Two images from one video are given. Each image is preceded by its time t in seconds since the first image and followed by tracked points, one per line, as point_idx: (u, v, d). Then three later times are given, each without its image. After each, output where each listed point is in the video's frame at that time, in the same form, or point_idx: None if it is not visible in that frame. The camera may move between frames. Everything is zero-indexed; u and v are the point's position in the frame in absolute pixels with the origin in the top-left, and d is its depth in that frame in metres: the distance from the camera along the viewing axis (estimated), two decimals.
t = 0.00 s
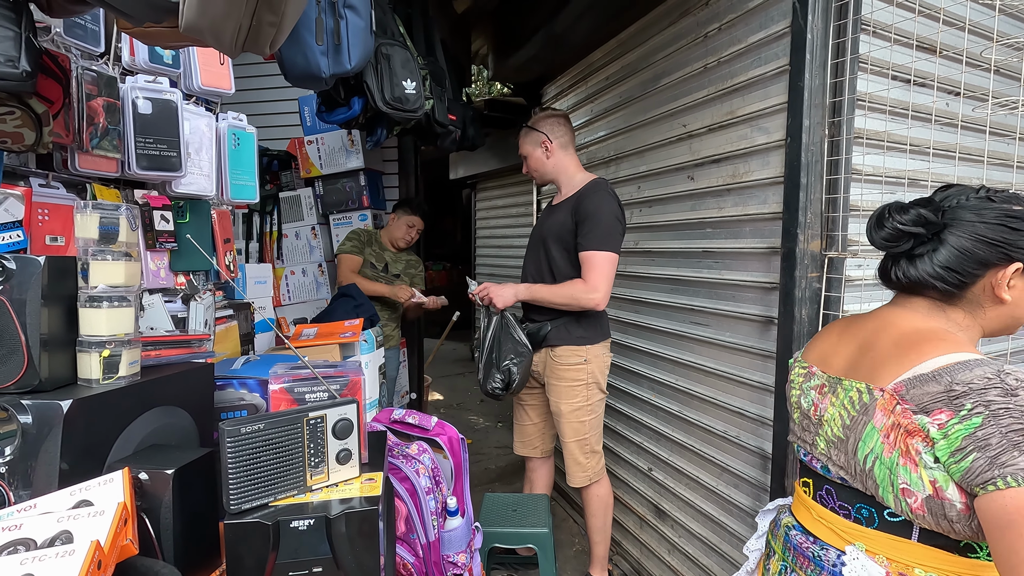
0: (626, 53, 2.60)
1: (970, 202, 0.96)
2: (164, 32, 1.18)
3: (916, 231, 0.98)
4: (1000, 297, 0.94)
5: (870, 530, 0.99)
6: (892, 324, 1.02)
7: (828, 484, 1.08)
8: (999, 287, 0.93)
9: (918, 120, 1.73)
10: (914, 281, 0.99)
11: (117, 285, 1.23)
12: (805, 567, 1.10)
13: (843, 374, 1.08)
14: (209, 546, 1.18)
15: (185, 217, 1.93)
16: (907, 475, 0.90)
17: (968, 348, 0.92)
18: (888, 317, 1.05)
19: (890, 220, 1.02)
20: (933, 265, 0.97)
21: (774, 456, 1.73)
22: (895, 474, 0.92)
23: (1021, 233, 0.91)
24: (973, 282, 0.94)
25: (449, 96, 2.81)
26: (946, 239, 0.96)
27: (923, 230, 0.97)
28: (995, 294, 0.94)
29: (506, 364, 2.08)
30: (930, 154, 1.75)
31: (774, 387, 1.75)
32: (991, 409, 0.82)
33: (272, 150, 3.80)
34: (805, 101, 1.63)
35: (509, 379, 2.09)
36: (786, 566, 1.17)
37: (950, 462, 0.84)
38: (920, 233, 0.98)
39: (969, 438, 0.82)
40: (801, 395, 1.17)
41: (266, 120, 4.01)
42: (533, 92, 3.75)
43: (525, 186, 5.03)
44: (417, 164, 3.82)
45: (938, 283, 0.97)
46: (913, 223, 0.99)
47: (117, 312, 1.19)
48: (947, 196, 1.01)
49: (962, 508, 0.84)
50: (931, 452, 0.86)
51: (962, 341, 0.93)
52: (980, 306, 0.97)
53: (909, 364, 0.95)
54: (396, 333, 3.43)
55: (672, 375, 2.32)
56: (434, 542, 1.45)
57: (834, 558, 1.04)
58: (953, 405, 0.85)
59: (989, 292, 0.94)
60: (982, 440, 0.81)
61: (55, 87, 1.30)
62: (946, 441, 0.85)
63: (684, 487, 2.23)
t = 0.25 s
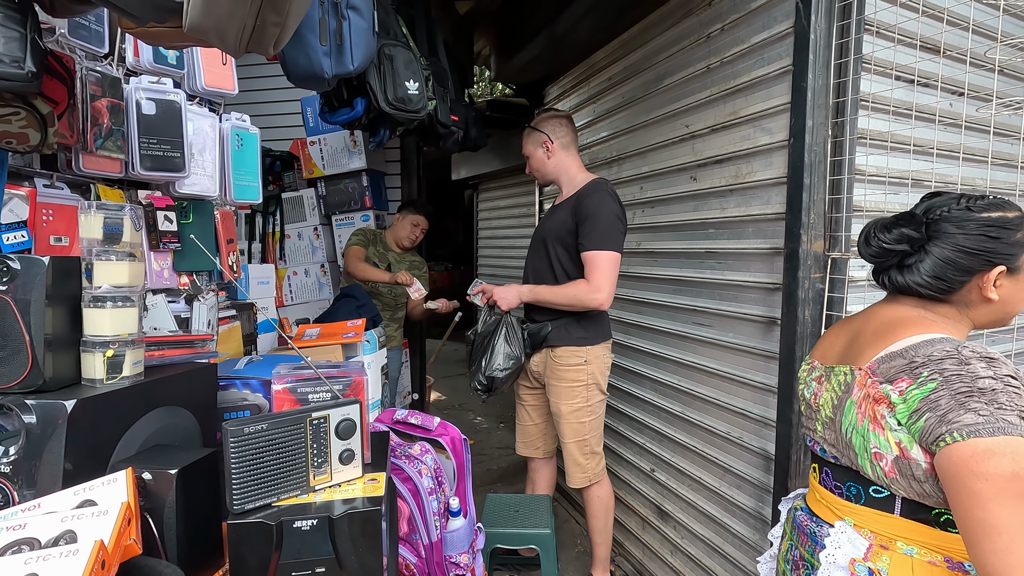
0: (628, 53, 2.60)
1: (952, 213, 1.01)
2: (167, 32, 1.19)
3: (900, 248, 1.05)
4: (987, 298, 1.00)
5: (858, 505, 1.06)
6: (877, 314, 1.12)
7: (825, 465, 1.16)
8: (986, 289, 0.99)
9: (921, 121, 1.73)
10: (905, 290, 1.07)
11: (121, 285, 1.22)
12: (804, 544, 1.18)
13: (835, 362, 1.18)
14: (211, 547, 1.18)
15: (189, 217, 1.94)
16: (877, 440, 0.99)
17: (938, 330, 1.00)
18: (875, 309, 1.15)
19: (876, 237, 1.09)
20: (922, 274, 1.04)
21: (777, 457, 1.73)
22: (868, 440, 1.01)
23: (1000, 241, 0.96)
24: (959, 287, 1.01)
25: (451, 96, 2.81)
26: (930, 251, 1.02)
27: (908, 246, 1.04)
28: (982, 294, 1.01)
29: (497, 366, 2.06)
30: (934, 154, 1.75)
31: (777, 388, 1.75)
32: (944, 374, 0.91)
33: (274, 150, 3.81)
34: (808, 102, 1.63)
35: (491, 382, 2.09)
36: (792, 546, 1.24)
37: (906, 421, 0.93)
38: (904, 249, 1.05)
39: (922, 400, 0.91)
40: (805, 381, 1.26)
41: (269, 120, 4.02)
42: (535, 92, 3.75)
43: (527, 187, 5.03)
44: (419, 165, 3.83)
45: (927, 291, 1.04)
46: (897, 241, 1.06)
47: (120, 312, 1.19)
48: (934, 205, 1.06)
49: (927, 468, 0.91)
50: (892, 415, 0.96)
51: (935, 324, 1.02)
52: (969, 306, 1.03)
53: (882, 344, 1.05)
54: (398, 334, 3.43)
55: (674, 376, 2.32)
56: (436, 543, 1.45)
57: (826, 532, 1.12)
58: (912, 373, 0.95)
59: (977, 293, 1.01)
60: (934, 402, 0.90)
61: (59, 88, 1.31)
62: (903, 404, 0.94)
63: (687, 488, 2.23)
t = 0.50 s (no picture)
0: (631, 53, 2.59)
1: (956, 211, 1.03)
2: (170, 32, 1.19)
3: (906, 247, 1.08)
4: (995, 291, 1.01)
5: (853, 483, 1.10)
6: (891, 308, 1.15)
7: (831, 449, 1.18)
8: (994, 283, 1.00)
9: (926, 120, 1.72)
10: (914, 286, 1.09)
11: (124, 285, 1.22)
12: (803, 522, 1.22)
13: (846, 351, 1.21)
14: (213, 546, 1.18)
15: (192, 217, 1.95)
16: (875, 416, 1.02)
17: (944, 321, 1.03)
18: (889, 304, 1.17)
19: (884, 238, 1.13)
20: (931, 271, 1.05)
21: (780, 458, 1.72)
22: (867, 417, 1.04)
23: (1005, 236, 0.97)
24: (966, 282, 1.02)
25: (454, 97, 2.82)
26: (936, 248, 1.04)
27: (913, 245, 1.08)
28: (991, 288, 1.01)
29: (502, 366, 2.07)
30: (938, 154, 1.74)
31: (780, 388, 1.74)
32: (944, 356, 0.94)
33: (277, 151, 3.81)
34: (812, 101, 1.62)
35: (492, 382, 2.08)
36: (793, 525, 1.28)
37: (904, 397, 0.97)
38: (910, 248, 1.08)
39: (921, 379, 0.95)
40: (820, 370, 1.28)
41: (272, 121, 4.03)
42: (537, 92, 3.75)
43: (529, 187, 5.02)
44: (421, 165, 3.83)
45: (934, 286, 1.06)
46: (902, 240, 1.09)
47: (123, 311, 1.19)
48: (940, 204, 1.08)
49: (921, 444, 0.95)
50: (892, 392, 1.00)
51: (943, 317, 1.04)
52: (978, 300, 1.04)
53: (890, 331, 1.08)
54: (401, 333, 3.43)
55: (677, 376, 2.31)
56: (438, 543, 1.45)
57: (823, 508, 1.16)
58: (913, 355, 0.99)
59: (985, 287, 1.02)
60: (932, 381, 0.93)
61: (63, 88, 1.31)
62: (903, 381, 0.98)
63: (689, 489, 2.22)
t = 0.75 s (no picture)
0: (635, 53, 2.59)
1: (998, 209, 1.01)
2: (177, 33, 1.20)
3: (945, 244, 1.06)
4: None
5: (902, 498, 1.04)
6: (934, 310, 1.10)
7: (870, 457, 1.13)
8: None
9: (932, 120, 1.71)
10: (953, 286, 1.07)
11: (130, 285, 1.24)
12: (834, 534, 1.14)
13: (887, 355, 1.16)
14: (219, 545, 1.19)
15: (197, 217, 1.96)
16: (938, 429, 0.98)
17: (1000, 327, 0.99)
18: (931, 306, 1.12)
19: (921, 236, 1.11)
20: (972, 271, 1.03)
21: (785, 459, 1.71)
22: (927, 429, 1.00)
23: None
24: (1009, 282, 1.00)
25: (458, 97, 2.82)
26: (977, 247, 1.02)
27: (953, 242, 1.05)
28: None
29: (509, 368, 2.06)
30: (945, 154, 1.73)
31: (785, 389, 1.73)
32: (1019, 368, 0.89)
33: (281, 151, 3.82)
34: (818, 101, 1.61)
35: (508, 383, 2.07)
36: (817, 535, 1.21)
37: (975, 411, 0.92)
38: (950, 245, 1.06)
39: (994, 392, 0.90)
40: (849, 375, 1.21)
41: (276, 121, 4.04)
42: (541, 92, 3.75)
43: (533, 187, 5.02)
44: (425, 165, 3.83)
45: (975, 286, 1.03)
46: (941, 237, 1.07)
47: (129, 311, 1.20)
48: (979, 203, 1.06)
49: (990, 460, 0.91)
50: (961, 405, 0.94)
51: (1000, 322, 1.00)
52: None
53: (944, 337, 1.03)
54: (404, 333, 3.44)
55: (681, 377, 2.31)
56: (442, 543, 1.45)
57: (861, 524, 1.08)
58: (982, 364, 0.94)
59: None
60: (1007, 394, 0.89)
61: (70, 88, 1.32)
62: (973, 394, 0.93)
63: (693, 489, 2.22)
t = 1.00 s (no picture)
0: (639, 53, 2.58)
1: None
2: (183, 35, 1.20)
3: None
4: None
5: (977, 549, 0.90)
6: None
7: (929, 497, 0.98)
8: None
9: (938, 119, 1.70)
10: None
11: (135, 285, 1.24)
12: None
13: (964, 381, 0.97)
14: (223, 544, 1.19)
15: (201, 218, 1.95)
16: None
17: None
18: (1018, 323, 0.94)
19: (998, 231, 0.99)
20: None
21: (789, 459, 1.71)
22: None
23: None
24: None
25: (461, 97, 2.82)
26: None
27: None
28: None
29: (525, 368, 2.07)
30: (950, 154, 1.72)
31: (789, 389, 1.73)
32: None
33: (285, 151, 3.83)
34: (822, 101, 1.60)
35: (527, 383, 2.09)
36: None
37: None
38: None
39: None
40: (903, 398, 1.05)
41: (280, 122, 4.05)
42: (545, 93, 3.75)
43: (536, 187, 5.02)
44: (429, 165, 3.84)
45: None
46: None
47: (134, 311, 1.21)
48: None
49: None
50: None
51: None
52: None
53: None
54: (407, 333, 3.44)
55: (685, 378, 2.30)
56: (445, 543, 1.45)
57: None
58: None
59: None
60: None
61: (77, 90, 1.32)
62: None
63: (697, 490, 2.21)
